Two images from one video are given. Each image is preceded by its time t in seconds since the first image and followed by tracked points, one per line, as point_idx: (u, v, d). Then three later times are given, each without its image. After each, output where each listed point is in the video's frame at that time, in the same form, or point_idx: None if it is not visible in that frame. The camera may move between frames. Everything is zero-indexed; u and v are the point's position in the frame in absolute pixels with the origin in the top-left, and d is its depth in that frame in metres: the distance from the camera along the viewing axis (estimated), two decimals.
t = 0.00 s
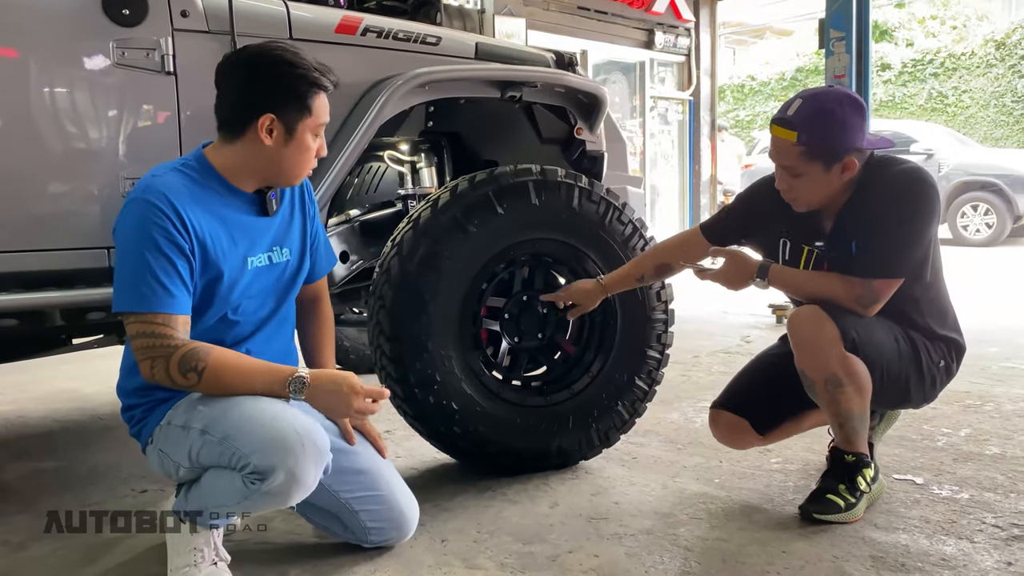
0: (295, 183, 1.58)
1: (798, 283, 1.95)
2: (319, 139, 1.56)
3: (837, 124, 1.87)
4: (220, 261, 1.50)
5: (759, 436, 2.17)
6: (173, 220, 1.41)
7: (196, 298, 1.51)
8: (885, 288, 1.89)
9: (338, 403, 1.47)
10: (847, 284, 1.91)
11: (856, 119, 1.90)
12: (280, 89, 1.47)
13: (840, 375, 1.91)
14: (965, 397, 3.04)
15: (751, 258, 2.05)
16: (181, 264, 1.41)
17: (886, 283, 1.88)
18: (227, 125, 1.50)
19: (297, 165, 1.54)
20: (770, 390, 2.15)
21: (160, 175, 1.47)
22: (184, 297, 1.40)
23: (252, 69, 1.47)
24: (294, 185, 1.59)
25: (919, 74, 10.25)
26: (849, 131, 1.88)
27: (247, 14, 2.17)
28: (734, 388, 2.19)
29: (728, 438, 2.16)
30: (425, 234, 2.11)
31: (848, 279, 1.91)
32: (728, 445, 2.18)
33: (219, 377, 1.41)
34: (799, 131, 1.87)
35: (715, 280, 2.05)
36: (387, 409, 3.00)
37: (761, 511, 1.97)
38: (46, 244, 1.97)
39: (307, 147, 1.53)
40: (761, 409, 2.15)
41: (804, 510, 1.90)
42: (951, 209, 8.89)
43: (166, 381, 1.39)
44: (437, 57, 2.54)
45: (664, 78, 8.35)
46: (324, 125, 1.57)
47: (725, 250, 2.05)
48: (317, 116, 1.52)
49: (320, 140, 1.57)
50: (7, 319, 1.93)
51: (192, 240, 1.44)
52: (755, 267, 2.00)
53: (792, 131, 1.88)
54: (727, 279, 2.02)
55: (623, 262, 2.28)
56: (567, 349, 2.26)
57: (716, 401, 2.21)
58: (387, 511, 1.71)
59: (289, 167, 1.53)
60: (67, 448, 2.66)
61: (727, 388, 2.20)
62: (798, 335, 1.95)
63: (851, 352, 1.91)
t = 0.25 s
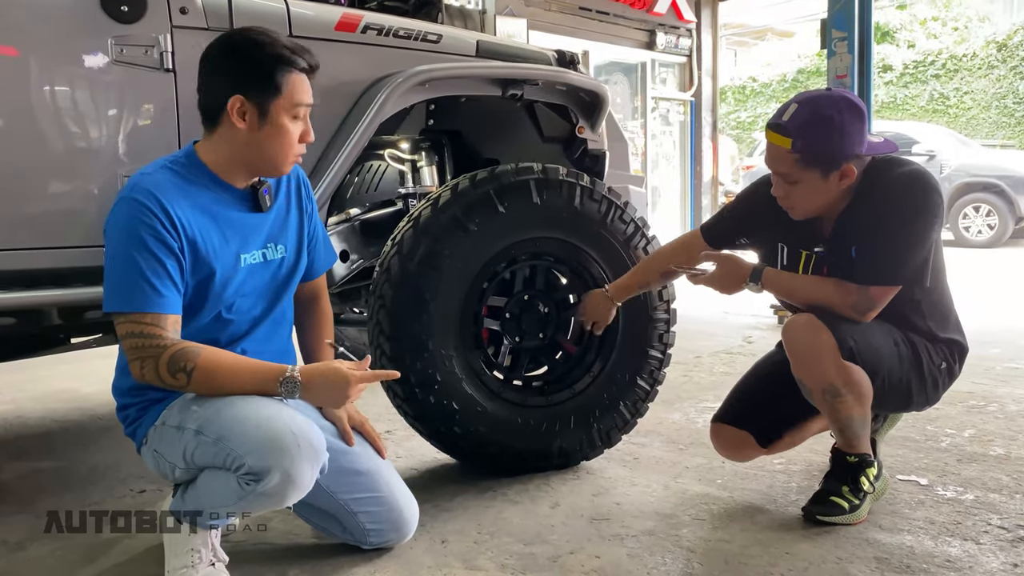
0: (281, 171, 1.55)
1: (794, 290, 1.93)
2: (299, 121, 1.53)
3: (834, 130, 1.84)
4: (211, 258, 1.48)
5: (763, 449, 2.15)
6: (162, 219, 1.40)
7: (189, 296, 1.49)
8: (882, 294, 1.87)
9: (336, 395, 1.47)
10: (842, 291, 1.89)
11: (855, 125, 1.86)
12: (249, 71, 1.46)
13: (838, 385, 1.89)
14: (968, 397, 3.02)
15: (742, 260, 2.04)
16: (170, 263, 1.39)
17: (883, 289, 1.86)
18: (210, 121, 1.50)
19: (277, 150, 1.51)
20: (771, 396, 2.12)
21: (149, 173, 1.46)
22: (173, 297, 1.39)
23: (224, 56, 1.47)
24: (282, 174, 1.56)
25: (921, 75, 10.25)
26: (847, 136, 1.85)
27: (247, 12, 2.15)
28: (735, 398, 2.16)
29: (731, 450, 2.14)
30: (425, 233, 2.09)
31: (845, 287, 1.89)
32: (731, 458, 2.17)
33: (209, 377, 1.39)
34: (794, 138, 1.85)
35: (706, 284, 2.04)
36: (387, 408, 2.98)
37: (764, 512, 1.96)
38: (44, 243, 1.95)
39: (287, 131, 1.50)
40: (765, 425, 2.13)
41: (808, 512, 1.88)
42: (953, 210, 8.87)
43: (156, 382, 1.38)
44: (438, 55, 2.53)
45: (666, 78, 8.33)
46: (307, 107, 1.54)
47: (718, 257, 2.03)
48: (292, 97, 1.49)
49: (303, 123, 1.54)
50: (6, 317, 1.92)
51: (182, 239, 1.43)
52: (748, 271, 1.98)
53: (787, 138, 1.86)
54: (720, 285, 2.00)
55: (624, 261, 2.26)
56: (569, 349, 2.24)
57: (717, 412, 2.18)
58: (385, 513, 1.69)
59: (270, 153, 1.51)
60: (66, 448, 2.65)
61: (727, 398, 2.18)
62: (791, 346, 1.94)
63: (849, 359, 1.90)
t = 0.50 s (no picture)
0: (260, 161, 1.50)
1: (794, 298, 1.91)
2: (270, 105, 1.48)
3: (836, 130, 1.82)
4: (202, 262, 1.46)
5: (768, 459, 2.11)
6: (150, 224, 1.38)
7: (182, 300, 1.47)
8: (884, 303, 1.84)
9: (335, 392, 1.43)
10: (842, 299, 1.86)
11: (860, 126, 1.84)
12: (210, 58, 1.43)
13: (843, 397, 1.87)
14: (975, 401, 2.99)
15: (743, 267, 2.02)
16: (160, 268, 1.37)
17: (885, 298, 1.83)
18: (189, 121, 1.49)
19: (249, 136, 1.46)
20: (776, 404, 2.09)
21: (138, 175, 1.44)
22: (164, 303, 1.37)
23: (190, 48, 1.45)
24: (262, 164, 1.51)
25: (924, 78, 10.23)
26: (849, 138, 1.82)
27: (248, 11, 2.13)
28: (738, 406, 2.13)
29: (733, 459, 2.10)
30: (428, 234, 2.07)
31: (845, 295, 1.86)
32: (734, 467, 2.12)
33: (204, 382, 1.37)
34: (794, 138, 1.83)
35: (707, 290, 2.03)
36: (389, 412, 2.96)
37: (771, 518, 1.93)
38: (43, 245, 1.93)
39: (253, 117, 1.45)
40: (770, 433, 2.09)
41: (816, 518, 1.86)
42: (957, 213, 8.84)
43: (151, 390, 1.37)
44: (441, 55, 2.50)
45: (668, 80, 8.31)
46: (276, 88, 1.48)
47: (714, 264, 2.02)
48: (257, 79, 1.45)
49: (273, 105, 1.49)
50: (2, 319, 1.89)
51: (171, 243, 1.40)
52: (749, 278, 1.96)
53: (790, 139, 1.84)
54: (720, 292, 1.99)
55: (629, 263, 2.24)
56: (572, 352, 2.22)
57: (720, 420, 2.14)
58: (386, 518, 1.67)
59: (244, 141, 1.46)
60: (65, 452, 2.62)
61: (729, 406, 2.14)
62: (792, 357, 1.93)
63: (851, 370, 1.87)
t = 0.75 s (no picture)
0: (233, 179, 1.49)
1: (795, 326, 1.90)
2: (241, 122, 1.47)
3: (856, 122, 1.83)
4: (183, 287, 1.45)
5: (775, 485, 2.09)
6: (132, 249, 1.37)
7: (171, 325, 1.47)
8: (888, 325, 1.83)
9: (343, 427, 1.47)
10: (847, 326, 1.86)
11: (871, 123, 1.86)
12: (180, 77, 1.43)
13: (848, 422, 1.86)
14: (981, 420, 2.97)
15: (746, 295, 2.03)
16: (144, 292, 1.36)
17: (889, 320, 1.82)
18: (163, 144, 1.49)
19: (220, 154, 1.45)
20: (783, 429, 2.08)
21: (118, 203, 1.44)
22: (149, 326, 1.36)
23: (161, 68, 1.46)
24: (235, 182, 1.50)
25: (928, 90, 10.24)
26: (865, 133, 1.84)
27: (254, 31, 2.14)
28: (744, 431, 2.11)
29: (739, 485, 2.08)
30: (432, 254, 2.07)
31: (847, 318, 1.86)
32: (740, 492, 2.10)
33: (211, 407, 1.38)
34: (819, 128, 1.83)
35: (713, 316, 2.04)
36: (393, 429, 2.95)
37: (777, 541, 1.92)
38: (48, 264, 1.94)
39: (222, 134, 1.45)
40: (778, 459, 2.08)
41: (821, 543, 1.85)
42: (962, 225, 8.83)
43: (155, 417, 1.37)
44: (446, 74, 2.51)
45: (672, 93, 8.33)
46: (245, 105, 1.47)
47: (715, 291, 2.03)
48: (226, 96, 1.44)
49: (243, 121, 1.47)
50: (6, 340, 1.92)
51: (155, 267, 1.40)
52: (750, 304, 1.96)
53: (814, 129, 1.83)
54: (722, 317, 2.02)
55: (634, 283, 2.23)
56: (577, 372, 2.21)
57: (727, 446, 2.12)
58: (390, 543, 1.65)
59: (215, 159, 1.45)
60: (69, 469, 2.62)
61: (735, 432, 2.13)
62: (796, 382, 1.91)
63: (857, 395, 1.86)
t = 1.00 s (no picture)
0: (225, 210, 1.46)
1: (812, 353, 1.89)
2: (236, 156, 1.45)
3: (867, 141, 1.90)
4: (177, 314, 1.41)
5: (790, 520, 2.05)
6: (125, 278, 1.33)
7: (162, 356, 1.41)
8: (905, 347, 1.83)
9: (350, 478, 1.41)
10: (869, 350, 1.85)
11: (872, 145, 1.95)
12: (176, 106, 1.39)
13: (873, 449, 1.84)
14: (993, 448, 2.95)
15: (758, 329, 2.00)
16: (141, 320, 1.32)
17: (906, 341, 1.83)
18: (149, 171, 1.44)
19: (217, 186, 1.43)
20: (793, 459, 2.05)
21: (105, 232, 1.39)
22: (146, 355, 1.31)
23: (151, 96, 1.41)
24: (225, 212, 1.47)
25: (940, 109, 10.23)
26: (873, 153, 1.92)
27: (267, 58, 2.18)
28: (756, 467, 2.08)
29: (754, 524, 2.04)
30: (441, 280, 2.08)
31: (867, 343, 1.85)
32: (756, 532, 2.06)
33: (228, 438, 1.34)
34: (846, 142, 1.86)
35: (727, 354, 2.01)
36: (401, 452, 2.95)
37: (784, 572, 1.91)
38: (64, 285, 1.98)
39: (221, 166, 1.42)
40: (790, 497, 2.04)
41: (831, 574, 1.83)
42: (974, 245, 8.79)
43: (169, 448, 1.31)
44: (457, 101, 2.52)
45: (683, 112, 8.36)
46: (243, 140, 1.46)
47: (728, 326, 2.01)
48: (225, 128, 1.42)
49: (241, 156, 1.46)
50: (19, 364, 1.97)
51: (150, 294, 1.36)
52: (762, 338, 1.94)
53: (841, 142, 1.86)
54: (738, 355, 1.98)
55: (643, 309, 2.24)
56: (585, 398, 2.21)
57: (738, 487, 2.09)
58: (392, 561, 1.63)
59: (210, 190, 1.42)
60: (80, 488, 2.65)
61: (745, 470, 2.10)
62: (825, 410, 1.87)
63: (884, 423, 1.84)
